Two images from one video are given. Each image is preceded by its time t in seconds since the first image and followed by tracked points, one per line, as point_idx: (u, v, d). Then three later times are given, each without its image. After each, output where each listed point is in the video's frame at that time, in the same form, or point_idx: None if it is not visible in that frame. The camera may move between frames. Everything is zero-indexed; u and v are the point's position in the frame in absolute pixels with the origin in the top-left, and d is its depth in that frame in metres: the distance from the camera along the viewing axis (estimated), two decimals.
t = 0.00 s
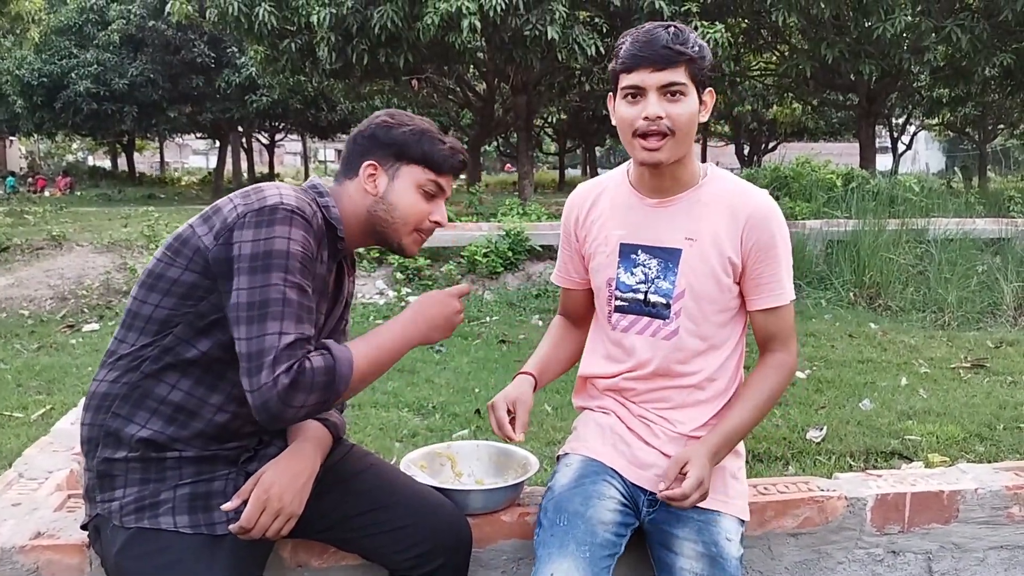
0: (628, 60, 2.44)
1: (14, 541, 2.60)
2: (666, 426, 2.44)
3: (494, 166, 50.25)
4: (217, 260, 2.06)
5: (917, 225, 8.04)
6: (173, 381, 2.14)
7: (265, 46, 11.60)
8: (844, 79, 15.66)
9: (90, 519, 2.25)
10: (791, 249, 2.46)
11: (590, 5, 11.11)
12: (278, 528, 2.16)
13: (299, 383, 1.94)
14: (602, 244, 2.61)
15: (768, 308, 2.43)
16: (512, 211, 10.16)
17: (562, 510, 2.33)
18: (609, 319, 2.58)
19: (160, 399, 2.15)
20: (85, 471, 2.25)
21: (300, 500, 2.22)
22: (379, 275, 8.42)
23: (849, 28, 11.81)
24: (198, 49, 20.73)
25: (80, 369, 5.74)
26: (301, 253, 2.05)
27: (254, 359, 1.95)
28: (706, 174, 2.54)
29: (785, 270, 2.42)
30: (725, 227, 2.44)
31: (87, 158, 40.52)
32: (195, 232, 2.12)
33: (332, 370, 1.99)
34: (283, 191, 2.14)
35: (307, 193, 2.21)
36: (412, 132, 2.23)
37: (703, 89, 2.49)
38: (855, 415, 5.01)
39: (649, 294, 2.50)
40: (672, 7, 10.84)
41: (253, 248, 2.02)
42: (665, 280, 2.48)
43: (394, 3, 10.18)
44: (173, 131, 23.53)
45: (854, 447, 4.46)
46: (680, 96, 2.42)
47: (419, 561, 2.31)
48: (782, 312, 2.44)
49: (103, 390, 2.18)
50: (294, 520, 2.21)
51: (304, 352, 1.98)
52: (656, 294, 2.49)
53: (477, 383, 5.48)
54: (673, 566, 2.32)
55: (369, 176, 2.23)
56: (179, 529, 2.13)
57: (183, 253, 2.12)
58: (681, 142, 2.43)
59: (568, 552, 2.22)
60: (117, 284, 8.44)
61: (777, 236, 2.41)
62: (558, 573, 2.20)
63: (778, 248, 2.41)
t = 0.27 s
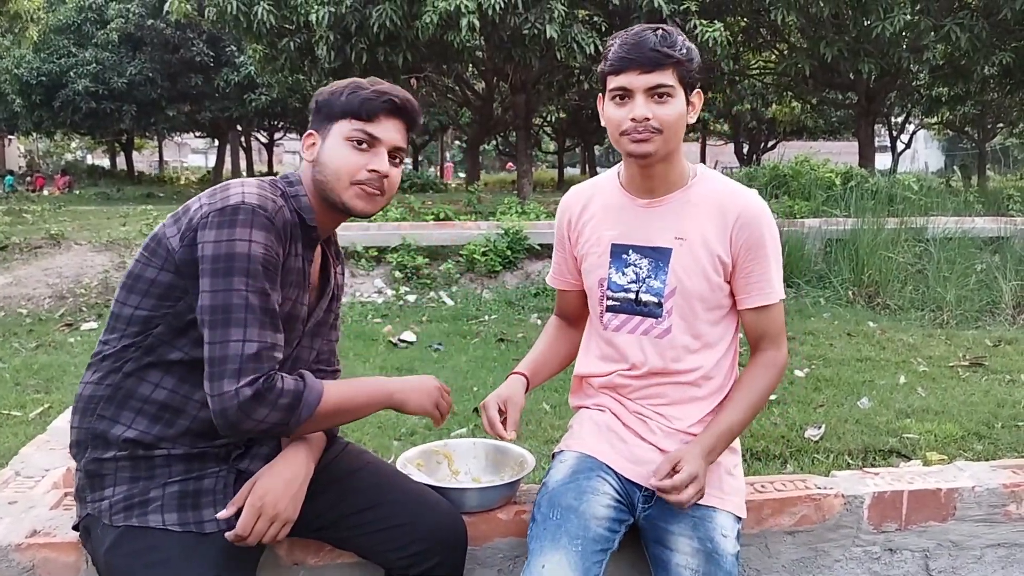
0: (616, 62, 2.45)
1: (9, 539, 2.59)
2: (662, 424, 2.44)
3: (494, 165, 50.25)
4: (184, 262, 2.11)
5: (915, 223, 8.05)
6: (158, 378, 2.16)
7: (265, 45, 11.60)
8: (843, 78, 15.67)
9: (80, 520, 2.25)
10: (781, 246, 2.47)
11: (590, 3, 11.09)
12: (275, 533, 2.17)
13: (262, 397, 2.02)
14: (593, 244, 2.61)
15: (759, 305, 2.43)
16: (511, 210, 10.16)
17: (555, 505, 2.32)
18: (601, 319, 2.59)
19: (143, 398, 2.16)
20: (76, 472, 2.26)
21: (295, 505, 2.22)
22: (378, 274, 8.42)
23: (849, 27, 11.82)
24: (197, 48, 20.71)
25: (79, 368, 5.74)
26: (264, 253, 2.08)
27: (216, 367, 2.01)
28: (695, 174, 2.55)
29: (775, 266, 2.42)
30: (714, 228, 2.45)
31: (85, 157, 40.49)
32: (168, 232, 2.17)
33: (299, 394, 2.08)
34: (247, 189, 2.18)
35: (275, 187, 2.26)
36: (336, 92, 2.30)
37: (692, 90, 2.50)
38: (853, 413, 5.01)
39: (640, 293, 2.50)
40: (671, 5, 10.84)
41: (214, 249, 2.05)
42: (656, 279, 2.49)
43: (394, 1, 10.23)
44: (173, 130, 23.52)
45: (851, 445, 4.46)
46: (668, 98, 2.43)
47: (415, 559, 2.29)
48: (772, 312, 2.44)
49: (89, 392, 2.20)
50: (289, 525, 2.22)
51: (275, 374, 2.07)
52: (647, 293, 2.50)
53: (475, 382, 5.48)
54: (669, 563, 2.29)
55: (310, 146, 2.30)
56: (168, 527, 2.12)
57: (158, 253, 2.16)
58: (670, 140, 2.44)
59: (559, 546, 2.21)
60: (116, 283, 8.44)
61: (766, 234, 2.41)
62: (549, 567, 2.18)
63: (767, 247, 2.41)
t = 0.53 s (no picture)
0: (603, 78, 2.48)
1: (13, 540, 2.60)
2: (663, 423, 2.42)
3: (493, 166, 50.27)
4: (151, 267, 2.14)
5: (914, 225, 8.06)
6: (145, 378, 2.18)
7: (265, 46, 11.60)
8: (842, 79, 15.69)
9: (78, 522, 2.26)
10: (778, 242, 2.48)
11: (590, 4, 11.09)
12: (281, 537, 2.18)
13: (243, 404, 2.08)
14: (591, 245, 2.63)
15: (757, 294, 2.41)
16: (511, 211, 10.17)
17: (556, 506, 2.32)
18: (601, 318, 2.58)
19: (132, 401, 2.18)
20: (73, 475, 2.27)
21: (301, 508, 2.23)
22: (378, 275, 8.43)
23: (848, 28, 11.82)
24: (197, 48, 20.70)
25: (79, 369, 5.74)
26: (223, 254, 2.10)
27: (190, 372, 2.07)
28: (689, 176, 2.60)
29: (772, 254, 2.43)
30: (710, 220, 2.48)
31: (85, 158, 40.47)
32: (137, 239, 2.20)
33: (281, 406, 2.13)
34: (204, 189, 2.19)
35: (239, 182, 2.28)
36: (279, 77, 2.27)
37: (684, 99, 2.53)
38: (853, 414, 5.01)
39: (640, 291, 2.52)
40: (671, 6, 10.85)
41: (173, 254, 2.08)
42: (655, 277, 2.51)
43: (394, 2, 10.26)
44: (172, 130, 23.51)
45: (851, 447, 4.47)
46: (657, 110, 2.46)
47: (417, 561, 2.29)
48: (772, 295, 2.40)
49: (81, 398, 2.22)
50: (296, 528, 2.23)
51: (259, 385, 2.13)
52: (647, 291, 2.51)
53: (474, 383, 5.49)
54: (671, 564, 2.29)
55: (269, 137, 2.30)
56: (162, 527, 2.12)
57: (131, 260, 2.18)
58: (663, 149, 2.49)
59: (560, 547, 2.21)
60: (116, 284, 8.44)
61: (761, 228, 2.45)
62: (549, 568, 2.18)
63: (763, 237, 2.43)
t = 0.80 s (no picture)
0: (589, 82, 2.52)
1: (19, 541, 2.59)
2: (668, 421, 2.41)
3: (493, 166, 50.28)
4: (128, 273, 2.14)
5: (915, 225, 8.06)
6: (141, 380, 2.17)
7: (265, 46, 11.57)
8: (841, 79, 15.69)
9: (79, 524, 2.24)
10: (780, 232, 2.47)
11: (590, 5, 11.06)
12: (297, 542, 2.18)
13: (225, 409, 2.07)
14: (595, 249, 2.64)
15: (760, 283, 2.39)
16: (512, 211, 10.18)
17: (561, 506, 2.31)
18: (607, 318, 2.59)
19: (127, 403, 2.17)
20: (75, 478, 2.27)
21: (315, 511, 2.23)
22: (378, 275, 8.42)
23: (848, 28, 11.82)
24: (196, 48, 20.68)
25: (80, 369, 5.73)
26: (195, 257, 2.08)
27: (172, 377, 2.06)
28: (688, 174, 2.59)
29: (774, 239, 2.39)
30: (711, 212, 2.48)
31: (84, 157, 40.45)
32: (117, 245, 2.19)
33: (264, 411, 2.12)
34: (176, 191, 2.17)
35: (212, 181, 2.26)
36: (241, 70, 2.25)
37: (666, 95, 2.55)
38: (856, 414, 5.01)
39: (644, 290, 2.52)
40: (671, 6, 10.86)
41: (145, 260, 2.07)
42: (658, 274, 2.50)
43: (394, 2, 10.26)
44: (172, 130, 23.50)
45: (854, 447, 4.46)
46: (643, 107, 2.49)
47: (422, 564, 2.28)
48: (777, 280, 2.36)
49: (80, 402, 2.22)
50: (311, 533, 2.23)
51: (242, 389, 2.12)
52: (651, 289, 2.51)
53: (476, 384, 5.48)
54: (678, 564, 2.27)
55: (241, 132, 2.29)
56: (163, 527, 2.10)
57: (115, 266, 2.18)
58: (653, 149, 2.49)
59: (564, 549, 2.20)
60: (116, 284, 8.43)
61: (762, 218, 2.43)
62: (553, 570, 2.18)
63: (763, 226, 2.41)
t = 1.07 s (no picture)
0: (592, 80, 2.51)
1: (24, 547, 2.57)
2: (678, 427, 2.39)
3: (493, 168, 50.29)
4: (114, 286, 2.13)
5: (918, 229, 8.03)
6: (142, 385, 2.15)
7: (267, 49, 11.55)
8: (843, 82, 15.67)
9: (83, 530, 2.22)
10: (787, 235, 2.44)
11: (592, 8, 11.04)
12: (307, 548, 2.15)
13: (217, 426, 2.06)
14: (601, 255, 2.61)
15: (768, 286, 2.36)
16: (513, 214, 10.16)
17: (569, 513, 2.28)
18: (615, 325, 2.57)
19: (128, 409, 2.15)
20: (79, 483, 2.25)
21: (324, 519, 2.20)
22: (380, 278, 8.40)
23: (850, 32, 11.79)
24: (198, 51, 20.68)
25: (82, 372, 5.71)
26: (171, 271, 2.05)
27: (163, 391, 2.05)
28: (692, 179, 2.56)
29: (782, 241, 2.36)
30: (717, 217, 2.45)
31: (85, 159, 40.48)
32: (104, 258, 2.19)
33: (259, 429, 2.11)
34: (152, 203, 2.14)
35: (195, 187, 2.22)
36: (219, 68, 2.20)
37: (668, 96, 2.54)
38: (861, 419, 4.99)
39: (651, 295, 2.49)
40: (673, 9, 10.86)
41: (125, 275, 2.06)
42: (665, 279, 2.48)
43: (396, 4, 10.28)
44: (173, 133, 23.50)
45: (859, 452, 4.44)
46: (645, 106, 2.48)
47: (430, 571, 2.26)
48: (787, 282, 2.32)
49: (82, 408, 2.21)
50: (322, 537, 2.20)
51: (237, 407, 2.11)
52: (658, 295, 2.49)
53: (479, 387, 5.46)
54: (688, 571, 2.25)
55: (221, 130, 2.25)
56: (167, 532, 2.07)
57: (105, 278, 2.17)
58: (655, 149, 2.46)
59: (572, 556, 2.18)
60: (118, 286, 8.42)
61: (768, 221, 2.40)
62: None
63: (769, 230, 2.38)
